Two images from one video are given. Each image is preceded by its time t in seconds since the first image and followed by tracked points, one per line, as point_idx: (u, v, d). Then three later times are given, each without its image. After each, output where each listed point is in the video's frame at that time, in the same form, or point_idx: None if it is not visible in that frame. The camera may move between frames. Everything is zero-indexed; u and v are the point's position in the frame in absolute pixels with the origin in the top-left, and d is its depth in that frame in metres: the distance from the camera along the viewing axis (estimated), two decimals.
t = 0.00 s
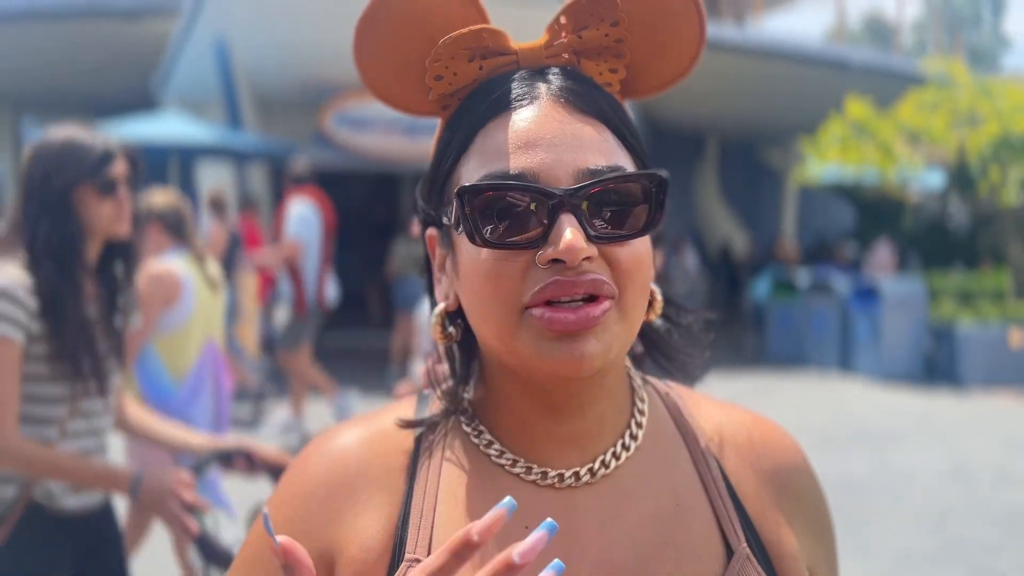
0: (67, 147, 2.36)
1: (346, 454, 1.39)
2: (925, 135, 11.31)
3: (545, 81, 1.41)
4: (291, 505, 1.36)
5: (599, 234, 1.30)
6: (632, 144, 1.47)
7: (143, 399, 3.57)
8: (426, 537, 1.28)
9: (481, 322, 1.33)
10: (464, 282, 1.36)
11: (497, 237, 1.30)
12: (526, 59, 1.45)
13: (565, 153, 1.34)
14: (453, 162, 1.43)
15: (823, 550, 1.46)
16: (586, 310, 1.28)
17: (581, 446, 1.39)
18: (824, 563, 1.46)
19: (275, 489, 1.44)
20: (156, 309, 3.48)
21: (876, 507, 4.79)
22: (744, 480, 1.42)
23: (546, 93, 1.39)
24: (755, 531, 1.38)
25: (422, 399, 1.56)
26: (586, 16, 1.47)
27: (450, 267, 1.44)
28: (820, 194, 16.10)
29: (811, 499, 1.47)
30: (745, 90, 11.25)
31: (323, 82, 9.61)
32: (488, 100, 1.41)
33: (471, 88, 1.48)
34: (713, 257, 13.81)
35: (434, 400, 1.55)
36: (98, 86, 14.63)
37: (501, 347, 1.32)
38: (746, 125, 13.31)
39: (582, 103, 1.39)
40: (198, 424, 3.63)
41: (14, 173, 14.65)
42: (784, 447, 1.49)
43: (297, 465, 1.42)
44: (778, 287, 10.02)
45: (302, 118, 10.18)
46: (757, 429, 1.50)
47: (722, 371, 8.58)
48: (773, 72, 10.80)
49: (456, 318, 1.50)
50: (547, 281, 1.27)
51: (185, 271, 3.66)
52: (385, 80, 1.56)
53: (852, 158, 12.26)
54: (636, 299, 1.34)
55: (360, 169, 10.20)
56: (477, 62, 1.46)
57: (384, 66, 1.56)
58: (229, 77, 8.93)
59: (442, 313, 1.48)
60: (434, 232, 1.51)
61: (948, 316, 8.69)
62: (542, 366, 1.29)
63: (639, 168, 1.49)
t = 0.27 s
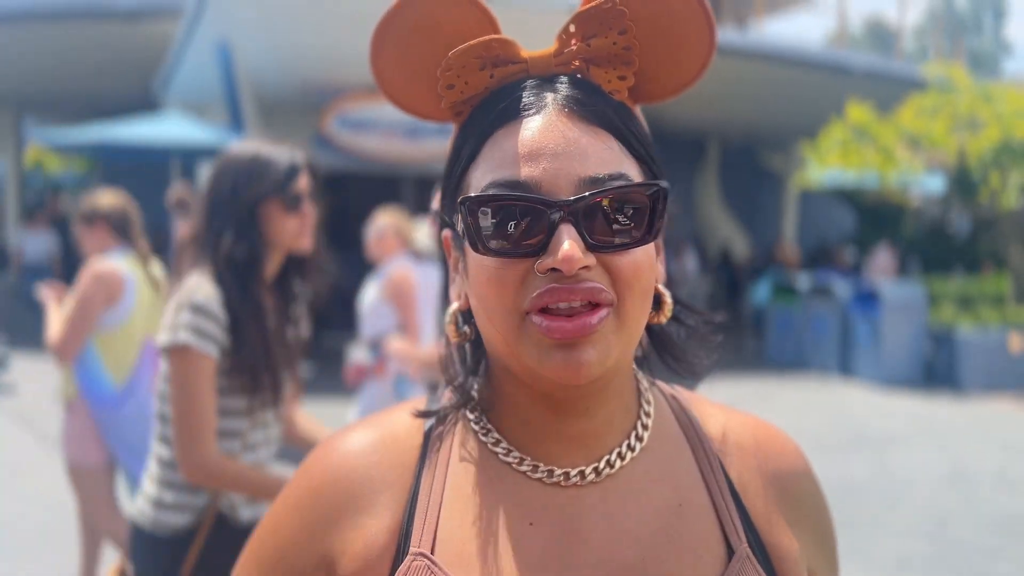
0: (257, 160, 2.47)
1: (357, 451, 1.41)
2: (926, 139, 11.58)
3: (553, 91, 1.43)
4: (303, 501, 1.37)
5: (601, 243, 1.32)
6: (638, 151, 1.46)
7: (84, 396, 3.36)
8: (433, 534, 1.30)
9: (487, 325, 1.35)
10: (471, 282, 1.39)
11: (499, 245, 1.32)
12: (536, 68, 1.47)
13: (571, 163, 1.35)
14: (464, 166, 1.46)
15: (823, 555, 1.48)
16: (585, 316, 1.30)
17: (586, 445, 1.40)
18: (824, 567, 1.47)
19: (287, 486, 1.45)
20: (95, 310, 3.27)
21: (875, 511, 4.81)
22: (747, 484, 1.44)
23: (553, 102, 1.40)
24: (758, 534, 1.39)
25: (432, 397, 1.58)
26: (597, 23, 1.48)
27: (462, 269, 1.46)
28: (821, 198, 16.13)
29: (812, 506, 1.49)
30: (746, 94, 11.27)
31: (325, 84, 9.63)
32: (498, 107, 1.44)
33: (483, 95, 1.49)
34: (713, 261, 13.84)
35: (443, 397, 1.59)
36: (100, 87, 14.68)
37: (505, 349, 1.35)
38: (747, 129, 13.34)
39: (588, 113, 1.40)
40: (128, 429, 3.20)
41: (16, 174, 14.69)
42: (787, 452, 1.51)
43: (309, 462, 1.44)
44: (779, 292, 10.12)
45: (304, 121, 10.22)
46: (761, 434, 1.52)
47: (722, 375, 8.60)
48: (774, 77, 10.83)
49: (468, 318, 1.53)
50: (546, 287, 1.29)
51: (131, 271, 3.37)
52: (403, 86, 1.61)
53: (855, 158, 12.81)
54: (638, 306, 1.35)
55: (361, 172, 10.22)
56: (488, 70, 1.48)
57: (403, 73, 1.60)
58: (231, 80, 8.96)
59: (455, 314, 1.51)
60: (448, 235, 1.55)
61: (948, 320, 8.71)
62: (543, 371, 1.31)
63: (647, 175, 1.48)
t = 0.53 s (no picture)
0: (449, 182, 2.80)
1: (360, 446, 1.45)
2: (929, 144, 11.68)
3: (549, 94, 1.47)
4: (306, 495, 1.41)
5: (594, 239, 1.36)
6: (630, 151, 1.49)
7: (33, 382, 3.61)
8: (432, 528, 1.34)
9: (482, 319, 1.39)
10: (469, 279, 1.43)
11: (494, 240, 1.36)
12: (533, 72, 1.51)
13: (564, 162, 1.39)
14: (464, 167, 1.50)
15: (821, 552, 1.49)
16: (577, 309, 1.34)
17: (581, 442, 1.44)
18: (822, 565, 1.48)
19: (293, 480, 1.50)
20: (49, 298, 3.57)
21: (875, 514, 4.85)
22: (744, 481, 1.46)
23: (548, 105, 1.44)
24: (751, 530, 1.41)
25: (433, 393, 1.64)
26: (590, 30, 1.52)
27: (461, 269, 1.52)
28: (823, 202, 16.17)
29: (813, 505, 1.49)
30: (748, 98, 11.30)
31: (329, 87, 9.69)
32: (496, 110, 1.48)
33: (482, 98, 1.54)
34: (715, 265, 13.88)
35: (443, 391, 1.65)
36: (106, 89, 14.75)
37: (501, 344, 1.38)
38: (749, 132, 13.37)
39: (580, 114, 1.44)
40: (83, 409, 3.64)
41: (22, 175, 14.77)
42: (785, 450, 1.52)
43: (314, 457, 1.48)
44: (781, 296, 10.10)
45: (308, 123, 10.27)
46: (760, 432, 1.54)
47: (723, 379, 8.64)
48: (776, 80, 10.86)
49: (466, 315, 1.62)
50: (539, 280, 1.33)
51: (81, 260, 3.73)
52: (407, 93, 1.67)
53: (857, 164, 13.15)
54: (632, 302, 1.39)
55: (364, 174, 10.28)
56: (486, 74, 1.52)
57: (404, 78, 1.66)
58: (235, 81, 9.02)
59: (454, 310, 1.60)
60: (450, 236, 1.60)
61: (950, 325, 8.73)
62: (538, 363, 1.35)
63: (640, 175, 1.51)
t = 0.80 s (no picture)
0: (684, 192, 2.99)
1: (365, 434, 1.48)
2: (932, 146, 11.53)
3: (543, 93, 1.50)
4: (312, 482, 1.45)
5: (591, 237, 1.39)
6: (625, 149, 1.53)
7: None
8: (434, 514, 1.37)
9: (484, 317, 1.43)
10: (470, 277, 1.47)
11: (495, 241, 1.40)
12: (527, 72, 1.55)
13: (558, 161, 1.43)
14: (462, 167, 1.53)
15: (817, 541, 1.52)
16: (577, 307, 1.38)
17: (579, 431, 1.48)
18: (816, 554, 1.52)
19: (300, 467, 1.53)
20: None
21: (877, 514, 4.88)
22: (741, 470, 1.50)
23: (543, 104, 1.48)
24: (746, 519, 1.45)
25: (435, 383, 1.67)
26: (582, 28, 1.55)
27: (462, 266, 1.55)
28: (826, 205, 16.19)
29: (810, 494, 1.53)
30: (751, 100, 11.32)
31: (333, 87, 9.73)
32: (491, 110, 1.51)
33: (478, 99, 1.58)
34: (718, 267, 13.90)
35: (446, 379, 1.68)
36: (111, 89, 14.81)
37: (501, 339, 1.42)
38: (752, 134, 13.39)
39: (574, 112, 1.47)
40: (29, 410, 3.68)
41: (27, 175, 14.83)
42: (782, 440, 1.56)
43: (320, 445, 1.52)
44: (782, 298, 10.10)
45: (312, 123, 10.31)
46: (757, 423, 1.57)
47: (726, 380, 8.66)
48: (779, 82, 10.88)
49: (467, 311, 1.65)
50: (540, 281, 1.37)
51: (20, 266, 3.79)
52: (405, 95, 1.71)
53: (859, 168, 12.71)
54: (628, 297, 1.42)
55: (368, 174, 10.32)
56: (481, 75, 1.56)
57: (400, 80, 1.70)
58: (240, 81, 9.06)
59: (454, 307, 1.62)
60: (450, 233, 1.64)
61: (952, 327, 8.76)
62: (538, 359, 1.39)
63: (634, 171, 1.54)
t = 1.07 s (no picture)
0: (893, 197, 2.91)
1: (370, 427, 1.50)
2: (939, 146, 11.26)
3: (553, 91, 1.52)
4: (318, 475, 1.47)
5: (590, 234, 1.41)
6: (633, 150, 1.54)
7: None
8: (436, 506, 1.39)
9: (485, 310, 1.44)
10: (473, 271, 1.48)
11: (494, 235, 1.42)
12: (539, 69, 1.56)
13: (565, 157, 1.44)
14: (470, 160, 1.55)
15: (815, 536, 1.54)
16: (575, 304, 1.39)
17: (581, 426, 1.49)
18: (814, 549, 1.54)
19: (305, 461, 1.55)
20: None
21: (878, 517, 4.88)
22: (742, 466, 1.51)
23: (552, 101, 1.49)
24: (746, 514, 1.46)
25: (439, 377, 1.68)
26: (595, 28, 1.56)
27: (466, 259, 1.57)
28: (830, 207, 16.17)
29: (811, 491, 1.55)
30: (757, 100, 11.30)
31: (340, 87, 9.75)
32: (502, 106, 1.53)
33: (490, 95, 1.60)
34: (722, 268, 13.88)
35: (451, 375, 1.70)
36: (117, 88, 14.85)
37: (501, 333, 1.43)
38: (758, 135, 13.38)
39: (582, 110, 1.49)
40: None
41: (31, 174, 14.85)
42: (782, 437, 1.57)
43: (326, 439, 1.53)
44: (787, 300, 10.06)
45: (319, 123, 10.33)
46: (757, 419, 1.59)
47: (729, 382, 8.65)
48: (785, 82, 10.86)
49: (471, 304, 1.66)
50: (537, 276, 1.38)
51: None
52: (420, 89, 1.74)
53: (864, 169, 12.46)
54: (628, 295, 1.44)
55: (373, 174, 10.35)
56: (494, 71, 1.58)
57: (416, 74, 1.73)
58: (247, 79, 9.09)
59: (459, 299, 1.64)
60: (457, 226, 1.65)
61: (958, 329, 8.76)
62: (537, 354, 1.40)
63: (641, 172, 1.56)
